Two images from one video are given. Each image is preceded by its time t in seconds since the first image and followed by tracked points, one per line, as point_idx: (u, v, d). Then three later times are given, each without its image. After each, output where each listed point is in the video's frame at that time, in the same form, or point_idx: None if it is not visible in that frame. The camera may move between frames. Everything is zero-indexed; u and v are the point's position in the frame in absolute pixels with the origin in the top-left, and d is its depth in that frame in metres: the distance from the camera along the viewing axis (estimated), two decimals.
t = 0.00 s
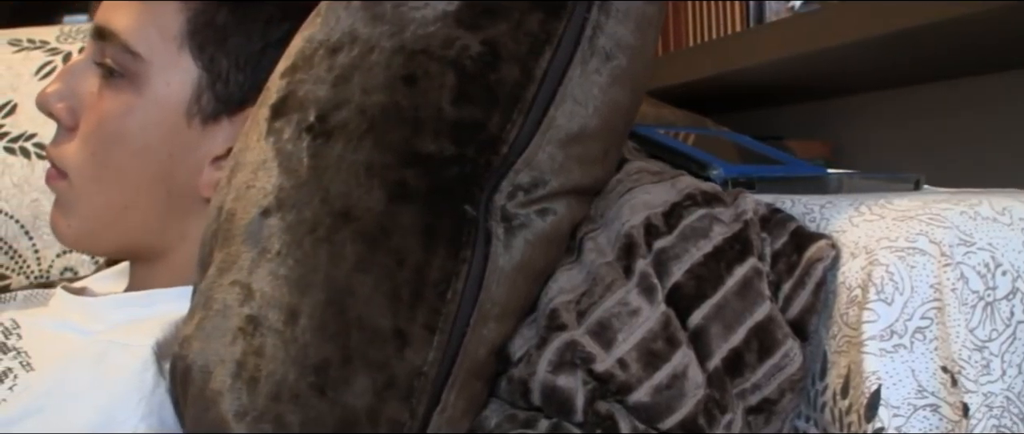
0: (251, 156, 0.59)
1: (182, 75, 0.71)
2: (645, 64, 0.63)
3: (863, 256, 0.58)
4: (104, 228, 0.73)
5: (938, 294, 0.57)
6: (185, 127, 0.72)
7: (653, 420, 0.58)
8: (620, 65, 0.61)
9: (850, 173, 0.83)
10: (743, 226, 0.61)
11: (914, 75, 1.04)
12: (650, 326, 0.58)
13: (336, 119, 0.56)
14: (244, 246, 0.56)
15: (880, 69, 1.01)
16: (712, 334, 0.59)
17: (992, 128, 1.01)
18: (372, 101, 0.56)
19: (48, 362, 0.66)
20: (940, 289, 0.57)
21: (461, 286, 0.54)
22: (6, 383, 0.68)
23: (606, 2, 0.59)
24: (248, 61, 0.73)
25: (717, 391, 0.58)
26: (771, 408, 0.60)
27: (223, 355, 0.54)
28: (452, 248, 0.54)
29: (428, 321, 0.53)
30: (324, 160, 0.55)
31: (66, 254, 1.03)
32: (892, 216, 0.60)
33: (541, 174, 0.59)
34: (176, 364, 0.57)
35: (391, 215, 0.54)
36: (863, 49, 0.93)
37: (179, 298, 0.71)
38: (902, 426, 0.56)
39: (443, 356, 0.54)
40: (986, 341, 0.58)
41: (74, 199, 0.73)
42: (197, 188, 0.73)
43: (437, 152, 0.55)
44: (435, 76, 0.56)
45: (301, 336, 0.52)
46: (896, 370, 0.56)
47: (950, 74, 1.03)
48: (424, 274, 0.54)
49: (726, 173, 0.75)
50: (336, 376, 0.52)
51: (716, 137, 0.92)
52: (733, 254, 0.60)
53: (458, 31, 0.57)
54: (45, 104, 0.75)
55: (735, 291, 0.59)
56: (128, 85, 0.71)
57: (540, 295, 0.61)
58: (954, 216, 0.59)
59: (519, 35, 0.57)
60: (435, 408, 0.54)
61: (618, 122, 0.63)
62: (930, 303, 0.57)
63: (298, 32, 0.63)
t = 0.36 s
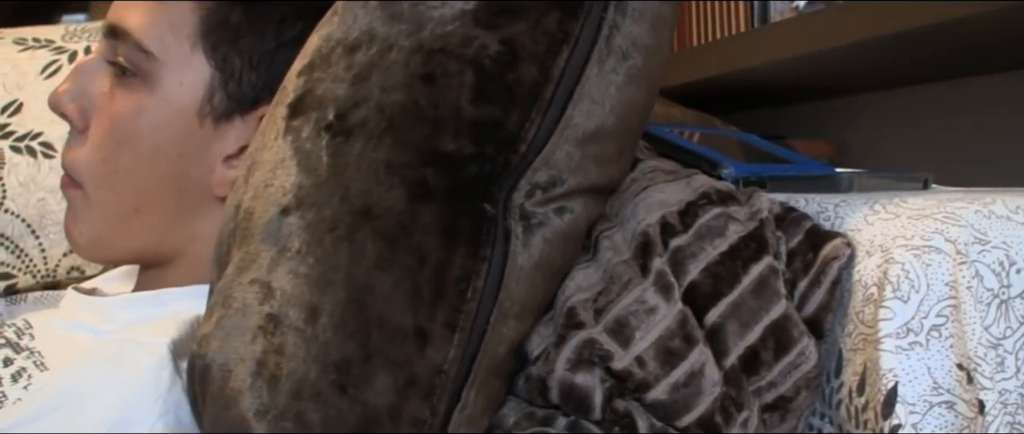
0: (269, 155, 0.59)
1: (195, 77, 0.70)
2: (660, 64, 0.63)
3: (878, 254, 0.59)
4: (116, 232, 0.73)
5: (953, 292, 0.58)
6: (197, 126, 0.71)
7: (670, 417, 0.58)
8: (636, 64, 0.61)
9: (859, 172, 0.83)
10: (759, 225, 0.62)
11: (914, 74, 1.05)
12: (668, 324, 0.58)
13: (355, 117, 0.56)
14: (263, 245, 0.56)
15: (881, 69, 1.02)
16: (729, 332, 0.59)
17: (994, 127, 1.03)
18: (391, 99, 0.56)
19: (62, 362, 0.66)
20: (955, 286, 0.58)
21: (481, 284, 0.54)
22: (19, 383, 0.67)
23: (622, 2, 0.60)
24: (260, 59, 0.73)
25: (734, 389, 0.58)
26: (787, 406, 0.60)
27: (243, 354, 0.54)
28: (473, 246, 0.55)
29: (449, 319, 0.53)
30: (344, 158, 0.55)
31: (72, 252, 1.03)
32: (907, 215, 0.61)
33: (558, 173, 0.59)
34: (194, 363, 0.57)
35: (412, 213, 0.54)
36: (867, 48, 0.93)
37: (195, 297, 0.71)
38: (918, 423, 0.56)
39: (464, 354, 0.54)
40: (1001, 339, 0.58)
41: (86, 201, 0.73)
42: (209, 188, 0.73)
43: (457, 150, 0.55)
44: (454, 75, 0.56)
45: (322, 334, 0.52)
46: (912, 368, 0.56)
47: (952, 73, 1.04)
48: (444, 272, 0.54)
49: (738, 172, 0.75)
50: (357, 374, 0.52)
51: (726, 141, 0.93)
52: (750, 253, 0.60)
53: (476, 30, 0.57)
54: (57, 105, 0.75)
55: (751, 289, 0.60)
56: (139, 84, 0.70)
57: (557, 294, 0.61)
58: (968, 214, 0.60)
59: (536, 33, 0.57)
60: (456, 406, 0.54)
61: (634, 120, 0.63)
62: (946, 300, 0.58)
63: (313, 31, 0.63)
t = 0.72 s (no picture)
0: (288, 153, 0.59)
1: (211, 76, 0.71)
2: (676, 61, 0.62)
3: (894, 252, 0.59)
4: (129, 224, 0.73)
5: (969, 289, 0.58)
6: (212, 123, 0.71)
7: (688, 414, 0.58)
8: (652, 62, 0.60)
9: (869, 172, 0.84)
10: (775, 223, 0.62)
11: (919, 67, 1.06)
12: (686, 322, 0.58)
13: (375, 115, 0.56)
14: (284, 242, 0.56)
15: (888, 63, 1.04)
16: (746, 329, 0.60)
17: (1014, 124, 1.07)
18: (411, 98, 0.56)
19: (81, 361, 0.65)
20: (971, 284, 0.58)
21: (501, 281, 0.55)
22: (33, 382, 0.66)
23: None
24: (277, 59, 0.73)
25: (751, 386, 0.59)
26: (802, 402, 0.61)
27: (264, 350, 0.54)
28: (493, 243, 0.55)
29: (470, 315, 0.54)
30: (364, 156, 0.55)
31: (82, 251, 1.06)
32: (922, 213, 0.61)
33: (576, 170, 0.59)
34: (214, 361, 0.57)
35: (432, 211, 0.54)
36: (870, 44, 0.94)
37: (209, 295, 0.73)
38: (935, 420, 0.56)
39: (484, 351, 0.54)
40: (1016, 336, 0.60)
41: (100, 195, 0.73)
42: (223, 185, 0.73)
43: (477, 148, 0.56)
44: (473, 72, 0.56)
45: (345, 331, 0.52)
46: (928, 365, 0.57)
47: (956, 65, 1.06)
48: (465, 270, 0.54)
49: (750, 171, 0.75)
50: (380, 371, 0.52)
51: (739, 139, 0.92)
52: (766, 251, 0.61)
53: (495, 29, 0.56)
54: (70, 100, 0.75)
55: (769, 287, 0.60)
56: (154, 81, 0.70)
57: (574, 292, 0.61)
58: (983, 213, 0.61)
59: (554, 30, 0.57)
60: (477, 402, 0.54)
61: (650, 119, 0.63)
62: (962, 298, 0.58)
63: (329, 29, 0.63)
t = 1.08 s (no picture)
0: (305, 150, 0.59)
1: (223, 74, 0.70)
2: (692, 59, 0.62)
3: (911, 250, 0.60)
4: (140, 225, 0.72)
5: (985, 286, 0.59)
6: (222, 122, 0.71)
7: (706, 412, 0.58)
8: (668, 60, 0.60)
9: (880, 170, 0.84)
10: (791, 222, 0.63)
11: (918, 67, 1.07)
12: (703, 320, 0.59)
13: (394, 113, 0.56)
14: (303, 240, 0.56)
15: (890, 63, 1.05)
16: (763, 327, 0.60)
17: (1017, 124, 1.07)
18: (430, 95, 0.56)
19: (96, 358, 0.65)
20: (987, 282, 0.59)
21: (521, 278, 0.54)
22: (46, 378, 0.66)
23: None
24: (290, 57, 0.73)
25: (768, 384, 0.59)
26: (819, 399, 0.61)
27: (284, 348, 0.54)
28: (513, 241, 0.55)
29: (491, 312, 0.54)
30: (384, 153, 0.55)
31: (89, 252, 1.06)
32: (937, 212, 0.62)
33: (594, 168, 0.59)
34: (233, 359, 0.58)
35: (452, 208, 0.54)
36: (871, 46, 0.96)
37: (228, 291, 0.73)
38: (952, 417, 0.57)
39: (505, 348, 0.54)
40: None
41: (112, 196, 0.73)
42: (235, 184, 0.73)
43: (496, 145, 0.55)
44: (492, 70, 0.56)
45: (366, 328, 0.52)
46: (945, 362, 0.57)
47: (956, 65, 1.06)
48: (486, 267, 0.54)
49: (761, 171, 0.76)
50: (402, 368, 0.52)
51: (747, 137, 0.93)
52: (783, 249, 0.61)
53: (511, 27, 0.57)
54: (81, 99, 0.74)
55: (786, 285, 0.60)
56: (164, 80, 0.70)
57: (592, 290, 0.62)
58: (998, 211, 0.62)
59: (571, 29, 0.57)
60: (498, 399, 0.54)
61: (665, 117, 0.63)
62: (978, 296, 0.59)
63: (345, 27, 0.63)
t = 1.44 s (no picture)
0: (327, 149, 0.59)
1: (237, 67, 0.69)
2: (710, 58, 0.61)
3: (930, 249, 0.60)
4: (148, 220, 0.71)
5: (1002, 284, 0.59)
6: (235, 115, 0.69)
7: (728, 409, 0.59)
8: (687, 60, 0.59)
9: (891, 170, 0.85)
10: (810, 221, 0.63)
11: (921, 67, 1.08)
12: (725, 318, 0.59)
13: (418, 112, 0.56)
14: (327, 239, 0.56)
15: (898, 62, 1.05)
16: (784, 325, 0.60)
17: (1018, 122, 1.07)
18: (453, 94, 0.56)
19: (115, 355, 0.66)
20: (1005, 280, 0.60)
21: (546, 276, 0.55)
22: (65, 374, 0.66)
23: None
24: (304, 55, 0.72)
25: (789, 381, 0.60)
26: (838, 396, 0.62)
27: (309, 346, 0.54)
28: (537, 239, 0.55)
29: (516, 310, 0.54)
30: (408, 153, 0.55)
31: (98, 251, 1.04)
32: (955, 211, 0.63)
33: (616, 167, 0.59)
34: (257, 357, 0.58)
35: (477, 206, 0.54)
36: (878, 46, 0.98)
37: (246, 290, 0.73)
38: (971, 413, 0.57)
39: (531, 345, 0.54)
40: None
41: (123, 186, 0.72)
42: (246, 180, 0.71)
43: (519, 144, 0.55)
44: (514, 69, 0.56)
45: (394, 326, 0.53)
46: (964, 359, 0.58)
47: (957, 66, 1.07)
48: (511, 265, 0.54)
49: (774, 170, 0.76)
50: (429, 365, 0.52)
51: (760, 136, 0.93)
52: (802, 247, 0.62)
53: (533, 27, 0.57)
54: (98, 85, 0.74)
55: (806, 283, 0.61)
56: (180, 70, 0.69)
57: (613, 289, 0.62)
58: (1016, 210, 0.62)
59: (592, 30, 0.57)
60: (524, 396, 0.54)
61: (685, 117, 0.63)
62: (996, 294, 0.59)
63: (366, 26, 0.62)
